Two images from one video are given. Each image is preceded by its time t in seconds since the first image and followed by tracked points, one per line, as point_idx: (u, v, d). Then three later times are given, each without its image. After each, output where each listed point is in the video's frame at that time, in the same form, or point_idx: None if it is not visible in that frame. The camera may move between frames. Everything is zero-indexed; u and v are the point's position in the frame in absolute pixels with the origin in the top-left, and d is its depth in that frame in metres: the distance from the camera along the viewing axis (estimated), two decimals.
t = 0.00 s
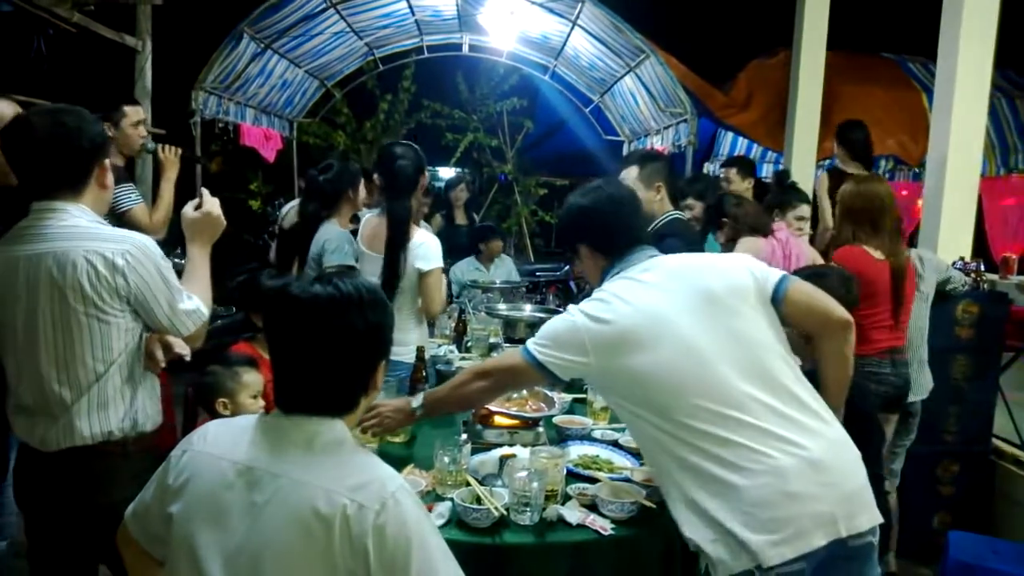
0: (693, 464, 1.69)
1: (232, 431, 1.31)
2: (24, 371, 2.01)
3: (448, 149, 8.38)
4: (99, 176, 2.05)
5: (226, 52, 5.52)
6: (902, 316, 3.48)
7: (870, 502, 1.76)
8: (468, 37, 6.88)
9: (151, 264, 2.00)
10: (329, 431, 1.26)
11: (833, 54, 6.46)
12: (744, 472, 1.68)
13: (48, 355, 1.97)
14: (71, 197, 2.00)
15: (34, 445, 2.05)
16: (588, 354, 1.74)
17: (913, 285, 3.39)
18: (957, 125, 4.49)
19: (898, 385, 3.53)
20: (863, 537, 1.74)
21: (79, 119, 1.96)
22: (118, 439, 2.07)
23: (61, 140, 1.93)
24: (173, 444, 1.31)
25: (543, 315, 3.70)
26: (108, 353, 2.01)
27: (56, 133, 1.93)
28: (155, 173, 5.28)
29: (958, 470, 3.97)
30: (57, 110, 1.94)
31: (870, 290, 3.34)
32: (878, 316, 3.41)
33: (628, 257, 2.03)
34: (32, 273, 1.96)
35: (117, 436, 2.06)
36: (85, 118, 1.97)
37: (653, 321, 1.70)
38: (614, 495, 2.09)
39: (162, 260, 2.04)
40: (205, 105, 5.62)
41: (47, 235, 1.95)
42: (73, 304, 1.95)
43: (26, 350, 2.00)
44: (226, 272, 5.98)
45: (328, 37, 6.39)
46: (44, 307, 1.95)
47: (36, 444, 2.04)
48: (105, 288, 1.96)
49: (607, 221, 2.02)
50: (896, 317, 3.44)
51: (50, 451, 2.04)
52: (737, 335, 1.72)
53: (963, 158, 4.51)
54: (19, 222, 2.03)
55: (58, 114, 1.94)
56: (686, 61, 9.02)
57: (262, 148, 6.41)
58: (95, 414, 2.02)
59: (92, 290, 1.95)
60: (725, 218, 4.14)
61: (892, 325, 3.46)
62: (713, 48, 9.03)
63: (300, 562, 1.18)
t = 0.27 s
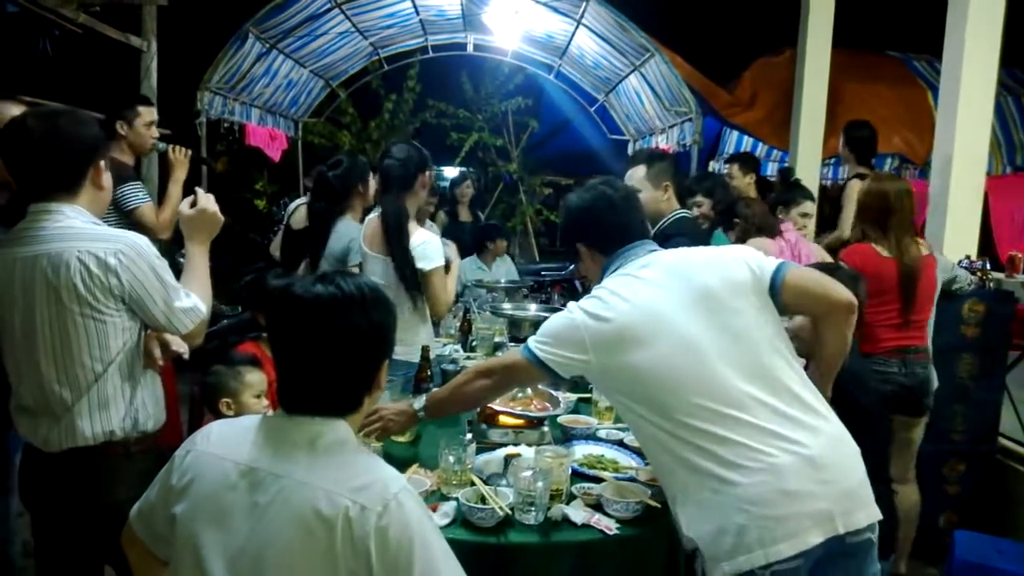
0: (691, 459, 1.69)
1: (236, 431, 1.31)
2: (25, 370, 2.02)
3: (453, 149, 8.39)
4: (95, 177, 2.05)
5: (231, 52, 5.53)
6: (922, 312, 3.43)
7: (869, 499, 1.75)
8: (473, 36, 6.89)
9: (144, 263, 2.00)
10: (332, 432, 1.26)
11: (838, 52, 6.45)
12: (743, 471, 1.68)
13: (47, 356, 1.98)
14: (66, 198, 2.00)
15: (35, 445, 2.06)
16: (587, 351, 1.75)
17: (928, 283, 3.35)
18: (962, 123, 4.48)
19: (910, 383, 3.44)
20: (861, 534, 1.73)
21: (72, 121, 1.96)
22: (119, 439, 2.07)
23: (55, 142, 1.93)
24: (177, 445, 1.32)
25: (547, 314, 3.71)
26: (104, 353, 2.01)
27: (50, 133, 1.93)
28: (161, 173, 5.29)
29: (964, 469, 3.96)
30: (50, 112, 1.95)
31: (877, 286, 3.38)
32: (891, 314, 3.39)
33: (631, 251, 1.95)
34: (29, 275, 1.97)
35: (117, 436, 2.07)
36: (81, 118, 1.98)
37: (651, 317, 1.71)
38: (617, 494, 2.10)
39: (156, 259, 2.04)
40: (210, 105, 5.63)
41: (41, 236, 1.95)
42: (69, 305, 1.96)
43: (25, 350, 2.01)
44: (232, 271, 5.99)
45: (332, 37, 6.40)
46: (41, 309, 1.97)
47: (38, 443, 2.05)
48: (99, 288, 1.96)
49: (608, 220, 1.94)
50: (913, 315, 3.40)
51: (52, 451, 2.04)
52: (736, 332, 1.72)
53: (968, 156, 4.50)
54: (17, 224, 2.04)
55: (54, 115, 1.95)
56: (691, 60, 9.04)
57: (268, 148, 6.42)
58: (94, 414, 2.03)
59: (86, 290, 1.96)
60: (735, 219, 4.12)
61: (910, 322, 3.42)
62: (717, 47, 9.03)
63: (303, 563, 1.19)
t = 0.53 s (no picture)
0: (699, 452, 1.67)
1: (239, 430, 1.32)
2: (29, 367, 2.03)
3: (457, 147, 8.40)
4: (97, 176, 2.06)
5: (236, 51, 5.54)
6: (942, 316, 3.43)
7: (874, 496, 1.76)
8: (477, 34, 6.89)
9: (146, 261, 2.01)
10: (335, 432, 1.27)
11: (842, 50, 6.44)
12: (753, 464, 1.68)
13: (50, 354, 1.99)
14: (68, 198, 2.01)
15: (40, 442, 2.07)
16: (601, 335, 1.74)
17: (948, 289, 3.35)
18: (967, 122, 4.47)
19: (922, 388, 3.45)
20: (867, 530, 1.74)
21: (74, 121, 1.97)
22: (123, 436, 2.08)
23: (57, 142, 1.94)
24: (181, 444, 1.32)
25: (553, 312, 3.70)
26: (108, 351, 2.02)
27: (52, 132, 1.94)
28: (166, 172, 5.30)
29: (969, 469, 3.94)
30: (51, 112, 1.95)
31: (894, 289, 3.40)
32: (909, 319, 3.40)
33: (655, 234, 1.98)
34: (31, 274, 1.98)
35: (122, 434, 2.07)
36: (82, 117, 1.99)
37: (668, 306, 1.70)
38: (621, 493, 2.10)
39: (158, 257, 2.04)
40: (215, 103, 5.64)
41: (44, 236, 1.96)
42: (71, 303, 1.96)
43: (29, 348, 2.01)
44: (237, 270, 6.01)
45: (337, 36, 6.41)
46: (44, 307, 1.97)
47: (42, 440, 2.06)
48: (101, 286, 1.97)
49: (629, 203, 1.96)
50: (932, 320, 3.41)
51: (56, 449, 2.05)
52: (751, 326, 1.71)
53: (974, 155, 4.49)
54: (20, 223, 2.04)
55: (55, 114, 1.96)
56: (696, 59, 9.03)
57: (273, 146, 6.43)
58: (98, 412, 2.03)
59: (88, 288, 1.96)
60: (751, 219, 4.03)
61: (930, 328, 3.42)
62: (723, 46, 9.01)
63: (307, 561, 1.19)
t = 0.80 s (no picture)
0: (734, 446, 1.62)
1: (240, 427, 1.32)
2: (30, 366, 2.03)
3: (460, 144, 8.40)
4: (96, 173, 2.07)
5: (237, 48, 5.54)
6: (944, 312, 3.42)
7: (884, 496, 1.76)
8: (478, 31, 6.88)
9: (147, 259, 2.01)
10: (337, 430, 1.27)
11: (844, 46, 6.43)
12: (789, 459, 1.67)
13: (51, 353, 1.99)
14: (66, 195, 2.02)
15: (41, 440, 2.08)
16: (655, 313, 1.67)
17: (948, 285, 3.34)
18: (969, 118, 4.46)
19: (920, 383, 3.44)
20: (879, 532, 1.75)
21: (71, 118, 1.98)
22: (124, 434, 2.09)
23: (54, 140, 1.95)
24: (183, 441, 1.33)
25: (556, 309, 3.71)
26: (108, 349, 2.02)
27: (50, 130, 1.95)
28: (167, 169, 5.30)
29: (971, 465, 3.94)
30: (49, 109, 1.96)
31: (894, 285, 3.40)
32: (910, 315, 3.40)
33: (711, 213, 1.81)
34: (31, 273, 1.98)
35: (122, 432, 2.08)
36: (80, 115, 2.00)
37: (730, 290, 1.67)
38: (623, 490, 2.10)
39: (158, 254, 2.04)
40: (216, 101, 5.65)
41: (44, 234, 1.96)
42: (72, 302, 1.96)
43: (30, 346, 2.02)
44: (239, 267, 6.02)
45: (339, 33, 6.40)
46: (44, 306, 1.97)
47: (43, 438, 2.06)
48: (102, 284, 1.97)
49: (693, 172, 1.77)
50: (933, 316, 3.40)
51: (57, 447, 2.06)
52: (798, 321, 1.72)
53: (976, 151, 4.48)
54: (20, 220, 2.04)
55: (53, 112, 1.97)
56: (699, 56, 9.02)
57: (275, 144, 6.43)
58: (99, 410, 2.04)
59: (89, 287, 1.96)
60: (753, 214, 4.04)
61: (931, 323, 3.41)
62: (726, 42, 9.00)
63: (308, 559, 1.19)
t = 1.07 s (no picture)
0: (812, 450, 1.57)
1: (242, 426, 1.32)
2: (29, 367, 2.03)
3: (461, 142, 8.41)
4: (95, 173, 2.07)
5: (238, 46, 5.54)
6: (940, 307, 3.39)
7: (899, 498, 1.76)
8: (479, 29, 6.87)
9: (145, 260, 2.01)
10: (338, 429, 1.27)
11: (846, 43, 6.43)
12: (850, 467, 1.66)
13: (48, 353, 1.99)
14: (64, 195, 2.02)
15: (39, 441, 2.08)
16: (779, 315, 1.53)
17: (938, 282, 3.31)
18: (971, 115, 4.46)
19: (911, 377, 3.44)
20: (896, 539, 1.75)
21: (70, 118, 1.98)
22: (122, 435, 2.10)
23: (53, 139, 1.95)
24: (185, 440, 1.32)
25: (557, 306, 3.71)
26: (106, 350, 2.02)
27: (49, 130, 1.96)
28: (168, 168, 5.31)
29: (973, 462, 3.95)
30: (47, 108, 1.96)
31: (888, 281, 3.37)
32: (901, 311, 3.39)
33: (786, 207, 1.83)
34: (28, 273, 1.98)
35: (121, 433, 2.09)
36: (79, 114, 2.00)
37: (834, 295, 1.59)
38: (624, 488, 2.10)
39: (157, 255, 2.05)
40: (217, 100, 5.65)
41: (42, 234, 1.96)
42: (70, 302, 1.96)
43: (27, 347, 2.01)
44: (240, 266, 6.03)
45: (340, 31, 6.40)
46: (41, 306, 1.97)
47: (41, 439, 2.07)
48: (100, 285, 1.97)
49: (776, 158, 1.79)
50: (925, 312, 3.37)
51: (55, 448, 2.06)
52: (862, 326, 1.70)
53: (977, 149, 4.47)
54: (17, 220, 2.04)
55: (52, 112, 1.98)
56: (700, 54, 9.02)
57: (276, 142, 6.44)
58: (98, 411, 2.05)
59: (87, 287, 1.96)
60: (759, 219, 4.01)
61: (923, 319, 3.38)
62: (727, 40, 9.00)
63: (310, 559, 1.19)
